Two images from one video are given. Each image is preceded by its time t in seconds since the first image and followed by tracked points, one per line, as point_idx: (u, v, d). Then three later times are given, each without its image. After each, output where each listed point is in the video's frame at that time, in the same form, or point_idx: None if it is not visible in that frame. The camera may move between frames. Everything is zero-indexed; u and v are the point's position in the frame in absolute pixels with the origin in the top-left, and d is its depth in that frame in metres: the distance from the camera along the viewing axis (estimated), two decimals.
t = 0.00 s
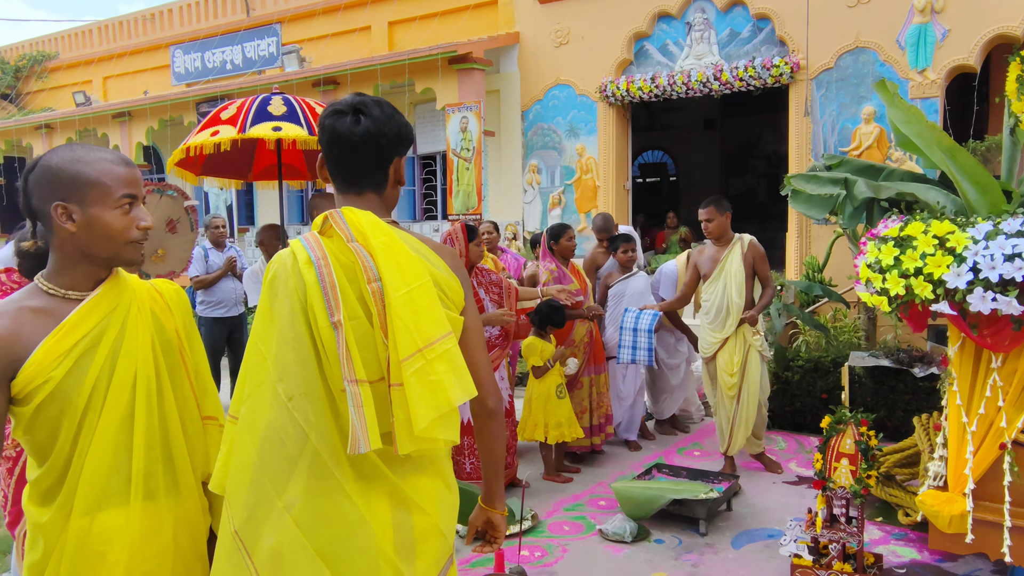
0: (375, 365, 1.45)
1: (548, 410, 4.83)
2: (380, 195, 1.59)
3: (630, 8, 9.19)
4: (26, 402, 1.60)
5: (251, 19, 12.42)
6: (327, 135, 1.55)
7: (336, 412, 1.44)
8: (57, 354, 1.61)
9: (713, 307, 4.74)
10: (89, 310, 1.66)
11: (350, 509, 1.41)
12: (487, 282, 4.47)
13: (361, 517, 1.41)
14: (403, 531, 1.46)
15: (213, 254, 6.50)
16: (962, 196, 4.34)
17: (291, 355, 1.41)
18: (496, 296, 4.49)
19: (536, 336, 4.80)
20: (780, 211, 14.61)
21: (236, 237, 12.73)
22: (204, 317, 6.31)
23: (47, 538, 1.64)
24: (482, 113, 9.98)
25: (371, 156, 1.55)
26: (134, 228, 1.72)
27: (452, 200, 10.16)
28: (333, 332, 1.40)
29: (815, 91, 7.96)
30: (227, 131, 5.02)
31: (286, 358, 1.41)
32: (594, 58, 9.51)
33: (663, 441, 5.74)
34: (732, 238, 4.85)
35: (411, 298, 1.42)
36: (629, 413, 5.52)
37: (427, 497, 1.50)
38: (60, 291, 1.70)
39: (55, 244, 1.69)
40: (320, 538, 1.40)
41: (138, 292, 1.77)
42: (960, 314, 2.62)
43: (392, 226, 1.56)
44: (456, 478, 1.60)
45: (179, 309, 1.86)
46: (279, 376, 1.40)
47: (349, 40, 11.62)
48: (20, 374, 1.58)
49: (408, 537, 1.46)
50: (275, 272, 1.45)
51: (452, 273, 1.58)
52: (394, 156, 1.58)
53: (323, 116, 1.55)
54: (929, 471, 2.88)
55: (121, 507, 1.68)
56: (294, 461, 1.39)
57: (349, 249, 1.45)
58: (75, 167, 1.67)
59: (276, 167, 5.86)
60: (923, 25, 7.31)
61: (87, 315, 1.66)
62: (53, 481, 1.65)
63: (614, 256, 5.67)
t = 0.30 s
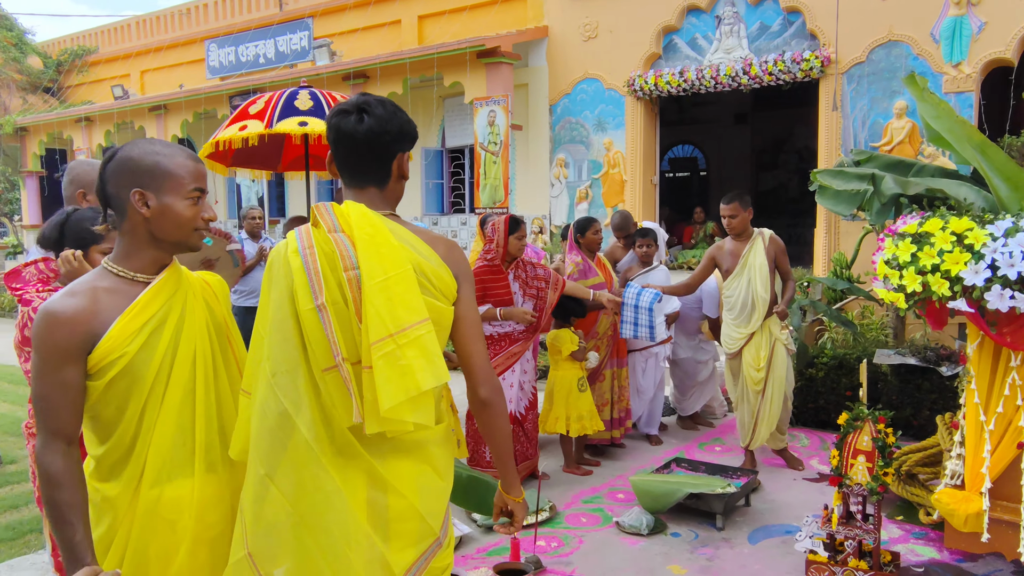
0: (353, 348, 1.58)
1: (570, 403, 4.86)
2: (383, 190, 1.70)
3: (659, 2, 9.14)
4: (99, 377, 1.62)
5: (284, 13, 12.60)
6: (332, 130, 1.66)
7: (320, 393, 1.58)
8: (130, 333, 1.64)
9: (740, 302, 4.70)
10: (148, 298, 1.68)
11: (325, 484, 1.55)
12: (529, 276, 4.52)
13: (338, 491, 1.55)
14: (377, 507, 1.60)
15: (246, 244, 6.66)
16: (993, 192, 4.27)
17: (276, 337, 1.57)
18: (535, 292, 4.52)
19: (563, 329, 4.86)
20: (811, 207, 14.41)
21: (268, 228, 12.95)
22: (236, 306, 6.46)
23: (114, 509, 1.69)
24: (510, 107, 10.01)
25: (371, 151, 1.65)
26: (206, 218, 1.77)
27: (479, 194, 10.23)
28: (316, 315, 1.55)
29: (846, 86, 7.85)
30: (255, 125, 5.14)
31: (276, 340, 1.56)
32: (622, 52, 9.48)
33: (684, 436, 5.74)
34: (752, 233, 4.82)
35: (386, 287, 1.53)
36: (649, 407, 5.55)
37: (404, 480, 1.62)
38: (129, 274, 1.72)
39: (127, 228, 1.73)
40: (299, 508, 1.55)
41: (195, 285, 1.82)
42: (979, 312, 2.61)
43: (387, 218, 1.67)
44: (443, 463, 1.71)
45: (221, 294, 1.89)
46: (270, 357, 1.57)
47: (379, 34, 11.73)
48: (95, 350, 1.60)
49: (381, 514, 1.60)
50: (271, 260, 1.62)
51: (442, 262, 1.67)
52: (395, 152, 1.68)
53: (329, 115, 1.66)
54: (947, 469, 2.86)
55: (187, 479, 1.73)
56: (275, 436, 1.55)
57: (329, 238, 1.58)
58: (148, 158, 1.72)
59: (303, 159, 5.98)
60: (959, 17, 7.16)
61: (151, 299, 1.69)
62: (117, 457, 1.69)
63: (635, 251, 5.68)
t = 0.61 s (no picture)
0: (324, 352, 1.54)
1: (595, 402, 4.87)
2: (360, 185, 1.70)
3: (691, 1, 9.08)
4: (158, 368, 1.64)
5: (318, 13, 12.79)
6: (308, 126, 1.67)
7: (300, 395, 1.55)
8: (190, 323, 1.65)
9: (771, 304, 4.67)
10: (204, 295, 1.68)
11: (309, 484, 1.53)
12: (562, 277, 4.55)
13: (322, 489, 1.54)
14: (361, 502, 1.57)
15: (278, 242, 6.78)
16: None
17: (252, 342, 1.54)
18: (567, 293, 4.54)
19: (591, 328, 4.87)
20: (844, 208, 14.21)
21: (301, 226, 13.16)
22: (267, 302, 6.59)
23: (164, 498, 1.69)
24: (539, 106, 10.03)
25: (345, 147, 1.65)
26: (255, 221, 1.81)
27: (508, 193, 10.27)
28: (288, 321, 1.51)
29: (879, 85, 7.75)
30: (280, 129, 5.26)
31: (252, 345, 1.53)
32: (652, 52, 9.44)
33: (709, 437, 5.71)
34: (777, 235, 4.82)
35: (352, 291, 1.49)
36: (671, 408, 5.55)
37: (388, 477, 1.60)
38: (184, 271, 1.73)
39: (185, 226, 1.76)
40: (282, 508, 1.52)
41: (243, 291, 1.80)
42: (1002, 317, 2.60)
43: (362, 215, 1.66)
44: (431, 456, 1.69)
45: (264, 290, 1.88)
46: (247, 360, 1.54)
47: (411, 34, 11.84)
48: (157, 342, 1.62)
49: (365, 511, 1.58)
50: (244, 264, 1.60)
51: (415, 259, 1.63)
52: (368, 148, 1.67)
53: (306, 112, 1.67)
54: (970, 476, 2.84)
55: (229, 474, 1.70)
56: (257, 441, 1.52)
57: (298, 244, 1.53)
58: (210, 162, 1.75)
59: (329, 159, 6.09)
60: (997, 15, 7.01)
61: (207, 294, 1.69)
62: (171, 446, 1.69)
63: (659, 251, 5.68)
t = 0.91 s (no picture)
0: (312, 360, 1.56)
1: (623, 405, 4.81)
2: (347, 189, 1.72)
3: (724, 4, 9.00)
4: (178, 369, 1.68)
5: (353, 19, 12.96)
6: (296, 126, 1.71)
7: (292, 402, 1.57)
8: (209, 326, 1.67)
9: (806, 312, 4.56)
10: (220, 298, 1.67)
11: (304, 489, 1.56)
12: (588, 281, 4.52)
13: (314, 496, 1.56)
14: (354, 510, 1.59)
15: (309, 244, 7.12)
16: None
17: (245, 349, 1.57)
18: (593, 296, 4.51)
19: (621, 329, 4.83)
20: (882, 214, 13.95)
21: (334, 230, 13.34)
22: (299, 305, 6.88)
23: (184, 496, 1.73)
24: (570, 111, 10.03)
25: (329, 150, 1.68)
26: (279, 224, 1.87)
27: (539, 197, 10.26)
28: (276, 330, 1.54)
29: (917, 89, 7.62)
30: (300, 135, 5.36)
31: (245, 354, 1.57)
32: (685, 56, 9.38)
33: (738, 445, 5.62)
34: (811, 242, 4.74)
35: (339, 298, 1.51)
36: (699, 415, 5.49)
37: (381, 484, 1.60)
38: (208, 274, 1.80)
39: (212, 229, 1.82)
40: (278, 512, 1.56)
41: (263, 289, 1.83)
42: None
43: (349, 219, 1.68)
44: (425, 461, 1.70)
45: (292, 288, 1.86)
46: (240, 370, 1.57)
47: (443, 39, 11.94)
48: (176, 343, 1.66)
49: (358, 518, 1.59)
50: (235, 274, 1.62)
51: (404, 262, 1.64)
52: (352, 153, 1.70)
53: (294, 115, 1.70)
54: (1002, 490, 2.78)
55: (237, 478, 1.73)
56: (251, 446, 1.56)
57: (284, 253, 1.56)
58: (237, 167, 1.80)
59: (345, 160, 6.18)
60: None
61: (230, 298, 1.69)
62: (192, 444, 1.72)
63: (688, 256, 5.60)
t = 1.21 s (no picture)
0: (304, 361, 1.58)
1: (654, 403, 4.78)
2: (342, 190, 1.74)
3: (757, 4, 8.90)
4: (178, 367, 1.75)
5: (385, 20, 13.08)
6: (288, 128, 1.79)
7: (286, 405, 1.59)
8: (211, 326, 1.74)
9: (843, 317, 4.47)
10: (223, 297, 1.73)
11: (303, 493, 1.58)
12: (610, 281, 4.60)
13: (314, 501, 1.58)
14: (354, 515, 1.60)
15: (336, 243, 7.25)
16: None
17: (237, 352, 1.60)
18: (615, 295, 4.59)
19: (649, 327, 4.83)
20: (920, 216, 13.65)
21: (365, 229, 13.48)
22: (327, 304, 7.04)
23: (183, 496, 1.78)
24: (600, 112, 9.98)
25: (316, 144, 1.72)
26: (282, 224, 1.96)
27: (568, 198, 10.23)
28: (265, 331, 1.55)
29: (956, 89, 7.46)
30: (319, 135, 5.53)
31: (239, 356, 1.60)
32: (716, 56, 9.28)
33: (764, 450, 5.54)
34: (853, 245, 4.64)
35: (329, 295, 1.52)
36: (725, 418, 5.41)
37: (381, 487, 1.62)
38: (210, 273, 1.89)
39: (216, 230, 1.92)
40: (275, 516, 1.59)
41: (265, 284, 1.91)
42: None
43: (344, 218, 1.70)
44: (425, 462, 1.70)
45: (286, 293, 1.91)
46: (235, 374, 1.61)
47: (474, 39, 11.98)
48: (180, 341, 1.74)
49: (358, 522, 1.60)
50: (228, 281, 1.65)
51: (398, 256, 1.66)
52: (337, 145, 1.74)
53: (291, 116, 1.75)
54: None
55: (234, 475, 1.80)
56: (246, 448, 1.59)
57: (273, 251, 1.57)
58: (241, 166, 1.92)
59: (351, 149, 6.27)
60: None
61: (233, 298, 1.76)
62: (191, 442, 1.78)
63: (718, 258, 5.53)
